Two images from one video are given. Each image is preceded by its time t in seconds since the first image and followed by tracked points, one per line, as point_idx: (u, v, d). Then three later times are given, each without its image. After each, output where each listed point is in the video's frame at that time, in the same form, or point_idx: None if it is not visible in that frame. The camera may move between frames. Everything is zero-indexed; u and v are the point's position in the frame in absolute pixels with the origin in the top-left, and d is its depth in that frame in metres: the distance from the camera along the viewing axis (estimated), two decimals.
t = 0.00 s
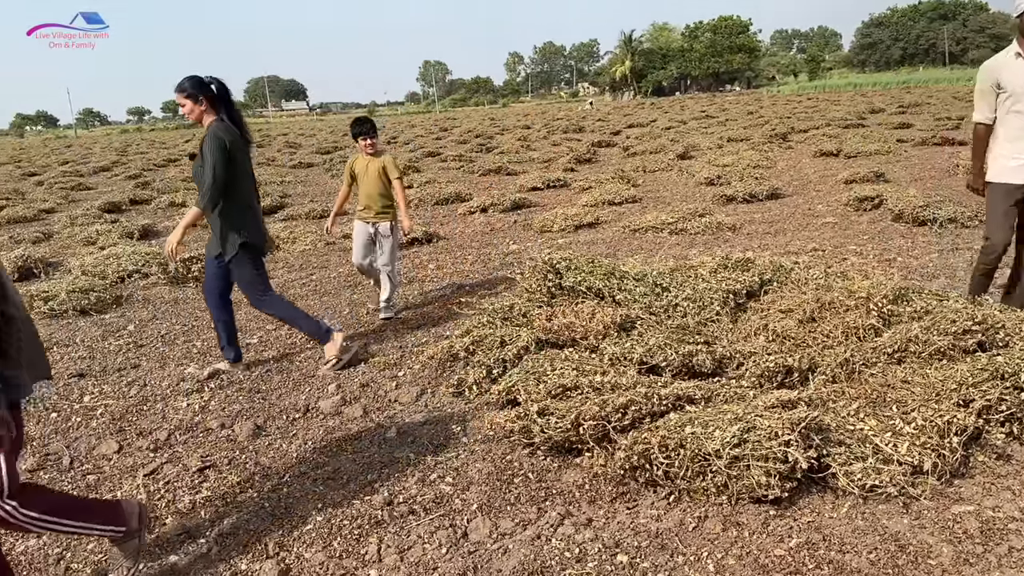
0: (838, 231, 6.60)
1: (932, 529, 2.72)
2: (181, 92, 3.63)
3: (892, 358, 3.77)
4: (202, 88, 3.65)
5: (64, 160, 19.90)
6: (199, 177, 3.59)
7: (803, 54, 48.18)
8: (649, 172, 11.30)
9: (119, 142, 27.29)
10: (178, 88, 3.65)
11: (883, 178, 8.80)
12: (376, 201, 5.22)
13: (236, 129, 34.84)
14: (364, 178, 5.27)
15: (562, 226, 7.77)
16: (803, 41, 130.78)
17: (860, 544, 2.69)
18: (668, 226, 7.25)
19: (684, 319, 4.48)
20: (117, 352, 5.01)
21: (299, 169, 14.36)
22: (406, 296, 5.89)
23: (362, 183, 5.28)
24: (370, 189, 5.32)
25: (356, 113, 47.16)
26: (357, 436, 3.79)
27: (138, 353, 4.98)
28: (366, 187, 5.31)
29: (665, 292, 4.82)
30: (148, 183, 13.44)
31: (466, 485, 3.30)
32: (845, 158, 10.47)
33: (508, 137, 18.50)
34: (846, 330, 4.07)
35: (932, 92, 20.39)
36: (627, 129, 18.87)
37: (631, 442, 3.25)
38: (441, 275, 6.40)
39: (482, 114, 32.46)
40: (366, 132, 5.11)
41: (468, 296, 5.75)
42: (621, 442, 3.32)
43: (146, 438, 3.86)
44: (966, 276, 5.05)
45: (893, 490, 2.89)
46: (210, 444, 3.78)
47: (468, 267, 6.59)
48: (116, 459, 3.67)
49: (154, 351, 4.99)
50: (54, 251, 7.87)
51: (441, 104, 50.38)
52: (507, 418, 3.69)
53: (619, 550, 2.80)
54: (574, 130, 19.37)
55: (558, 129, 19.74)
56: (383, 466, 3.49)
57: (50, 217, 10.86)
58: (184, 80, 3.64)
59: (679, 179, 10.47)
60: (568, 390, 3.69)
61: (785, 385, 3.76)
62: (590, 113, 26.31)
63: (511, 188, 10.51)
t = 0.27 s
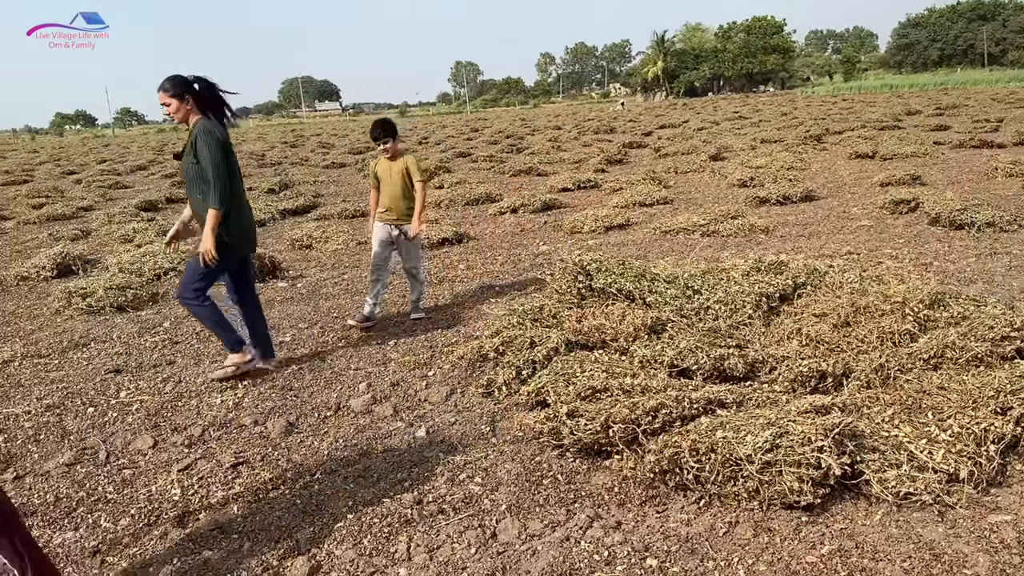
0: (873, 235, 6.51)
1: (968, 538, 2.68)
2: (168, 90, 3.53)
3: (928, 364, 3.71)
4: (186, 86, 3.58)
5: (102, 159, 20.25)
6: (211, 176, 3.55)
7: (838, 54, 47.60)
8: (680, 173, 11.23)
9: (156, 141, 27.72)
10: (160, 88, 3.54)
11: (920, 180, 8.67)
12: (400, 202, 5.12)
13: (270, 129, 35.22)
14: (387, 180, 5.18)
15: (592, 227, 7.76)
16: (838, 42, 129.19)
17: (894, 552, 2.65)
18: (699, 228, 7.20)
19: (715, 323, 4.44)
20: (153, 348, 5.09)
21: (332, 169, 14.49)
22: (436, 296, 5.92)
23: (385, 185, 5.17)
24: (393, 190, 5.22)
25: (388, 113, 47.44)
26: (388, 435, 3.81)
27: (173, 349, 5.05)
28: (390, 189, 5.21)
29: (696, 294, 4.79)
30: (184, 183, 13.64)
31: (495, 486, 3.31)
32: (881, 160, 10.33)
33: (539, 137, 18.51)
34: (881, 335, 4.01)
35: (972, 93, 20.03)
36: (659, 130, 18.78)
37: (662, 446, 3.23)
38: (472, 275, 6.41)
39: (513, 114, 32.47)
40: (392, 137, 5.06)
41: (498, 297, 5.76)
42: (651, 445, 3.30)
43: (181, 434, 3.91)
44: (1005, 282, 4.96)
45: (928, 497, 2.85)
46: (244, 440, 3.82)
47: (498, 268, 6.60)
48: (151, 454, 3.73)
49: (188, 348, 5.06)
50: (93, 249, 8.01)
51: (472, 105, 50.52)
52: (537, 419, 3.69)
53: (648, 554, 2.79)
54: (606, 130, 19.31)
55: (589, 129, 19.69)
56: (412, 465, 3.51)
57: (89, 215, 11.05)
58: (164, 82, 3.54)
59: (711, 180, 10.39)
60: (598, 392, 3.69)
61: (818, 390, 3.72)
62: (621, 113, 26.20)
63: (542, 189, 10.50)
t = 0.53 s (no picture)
0: (908, 238, 6.41)
1: (1003, 548, 2.63)
2: (148, 106, 3.48)
3: (963, 370, 3.64)
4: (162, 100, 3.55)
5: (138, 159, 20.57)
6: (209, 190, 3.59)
7: (872, 56, 46.98)
8: (711, 175, 11.15)
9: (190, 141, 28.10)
10: (139, 105, 3.47)
11: (956, 183, 8.52)
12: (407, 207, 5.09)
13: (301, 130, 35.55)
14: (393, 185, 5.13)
15: (621, 229, 7.72)
16: (873, 43, 127.51)
17: (926, 560, 2.61)
18: (730, 230, 7.14)
19: (745, 326, 4.40)
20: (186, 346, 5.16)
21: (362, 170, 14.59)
22: (465, 296, 5.93)
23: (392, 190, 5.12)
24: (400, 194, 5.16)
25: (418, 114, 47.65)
26: (415, 434, 3.82)
27: (206, 347, 5.12)
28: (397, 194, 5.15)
29: (726, 297, 4.75)
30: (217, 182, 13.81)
31: (522, 487, 3.31)
32: (916, 163, 10.17)
33: (568, 138, 18.48)
34: (915, 340, 3.95)
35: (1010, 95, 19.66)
36: (689, 131, 18.67)
37: (690, 450, 3.21)
38: (500, 276, 6.42)
39: (544, 115, 32.46)
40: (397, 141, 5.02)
41: (526, 298, 5.76)
42: (679, 448, 3.28)
43: (213, 430, 3.96)
44: None
45: (962, 506, 2.80)
46: (274, 437, 3.86)
47: (527, 269, 6.60)
48: (183, 449, 3.78)
49: (220, 345, 5.12)
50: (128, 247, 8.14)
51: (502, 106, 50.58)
52: (564, 421, 3.68)
53: (676, 558, 2.77)
54: (636, 132, 19.23)
55: (619, 131, 19.62)
56: (439, 465, 3.52)
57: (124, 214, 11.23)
58: (140, 96, 3.48)
59: (742, 182, 10.31)
60: (625, 395, 3.67)
61: (850, 396, 3.67)
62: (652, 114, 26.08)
63: (571, 190, 10.49)
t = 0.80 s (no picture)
0: (954, 244, 6.27)
1: None
2: (138, 98, 3.39)
3: (1012, 379, 3.56)
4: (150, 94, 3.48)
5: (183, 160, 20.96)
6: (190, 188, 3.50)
7: (919, 58, 46.09)
8: (751, 178, 11.03)
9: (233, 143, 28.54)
10: (129, 96, 3.38)
11: (1005, 188, 8.32)
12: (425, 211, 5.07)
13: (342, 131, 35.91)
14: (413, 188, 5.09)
15: (659, 231, 7.67)
16: (919, 44, 125.08)
17: (972, 571, 2.55)
18: (771, 234, 7.05)
19: (785, 331, 4.34)
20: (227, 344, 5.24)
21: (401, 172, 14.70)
22: (502, 298, 5.94)
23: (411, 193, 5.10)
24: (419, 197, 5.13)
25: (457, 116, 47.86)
26: (452, 434, 3.84)
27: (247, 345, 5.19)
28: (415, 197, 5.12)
29: (766, 302, 4.69)
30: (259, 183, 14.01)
31: (558, 488, 3.30)
32: (963, 167, 9.95)
33: (607, 140, 18.42)
34: (961, 346, 3.86)
35: None
36: (730, 134, 18.48)
37: (729, 455, 3.17)
38: (537, 278, 6.41)
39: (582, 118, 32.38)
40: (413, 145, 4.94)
41: (563, 300, 5.75)
42: (718, 454, 3.25)
43: (253, 426, 4.01)
44: None
45: (1010, 516, 2.72)
46: (313, 434, 3.90)
47: (564, 271, 6.59)
48: (224, 445, 3.84)
49: (261, 343, 5.19)
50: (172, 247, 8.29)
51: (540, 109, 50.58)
52: (601, 424, 3.66)
53: (714, 563, 2.74)
54: (675, 134, 19.10)
55: (658, 133, 19.51)
56: (475, 465, 3.52)
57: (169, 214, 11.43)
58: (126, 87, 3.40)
59: (784, 185, 10.18)
60: (663, 398, 3.64)
61: (894, 403, 3.60)
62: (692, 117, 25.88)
63: (609, 193, 10.45)
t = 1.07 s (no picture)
0: None
1: None
2: (159, 110, 3.49)
3: None
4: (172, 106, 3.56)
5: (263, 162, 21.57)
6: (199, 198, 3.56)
7: (1013, 61, 44.16)
8: (831, 184, 10.73)
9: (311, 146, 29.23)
10: (150, 108, 3.48)
11: None
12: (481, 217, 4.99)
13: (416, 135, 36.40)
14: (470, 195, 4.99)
15: (734, 237, 7.53)
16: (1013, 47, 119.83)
17: None
18: (851, 241, 6.84)
19: (866, 341, 4.20)
20: (303, 341, 5.35)
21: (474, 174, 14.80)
22: (572, 301, 5.91)
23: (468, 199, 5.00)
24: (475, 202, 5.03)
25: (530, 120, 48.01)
26: (520, 436, 3.83)
27: (321, 342, 5.29)
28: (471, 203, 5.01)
29: (845, 310, 4.55)
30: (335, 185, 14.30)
31: (626, 494, 3.26)
32: None
33: (682, 145, 18.18)
34: None
35: None
36: (809, 138, 18.02)
37: (804, 467, 3.09)
38: (608, 282, 6.36)
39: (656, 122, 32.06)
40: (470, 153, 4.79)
41: (634, 305, 5.69)
42: (793, 465, 3.16)
43: (327, 421, 4.09)
44: None
45: None
46: (384, 431, 3.95)
47: (636, 276, 6.52)
48: (298, 439, 3.92)
49: (335, 341, 5.28)
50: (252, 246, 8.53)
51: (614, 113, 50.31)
52: (671, 430, 3.60)
53: None
54: (752, 139, 18.74)
55: (734, 137, 19.16)
56: (543, 467, 3.51)
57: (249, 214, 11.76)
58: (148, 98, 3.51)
59: (865, 192, 9.87)
60: (737, 406, 3.56)
61: (981, 418, 3.44)
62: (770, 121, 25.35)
63: (682, 197, 10.31)
